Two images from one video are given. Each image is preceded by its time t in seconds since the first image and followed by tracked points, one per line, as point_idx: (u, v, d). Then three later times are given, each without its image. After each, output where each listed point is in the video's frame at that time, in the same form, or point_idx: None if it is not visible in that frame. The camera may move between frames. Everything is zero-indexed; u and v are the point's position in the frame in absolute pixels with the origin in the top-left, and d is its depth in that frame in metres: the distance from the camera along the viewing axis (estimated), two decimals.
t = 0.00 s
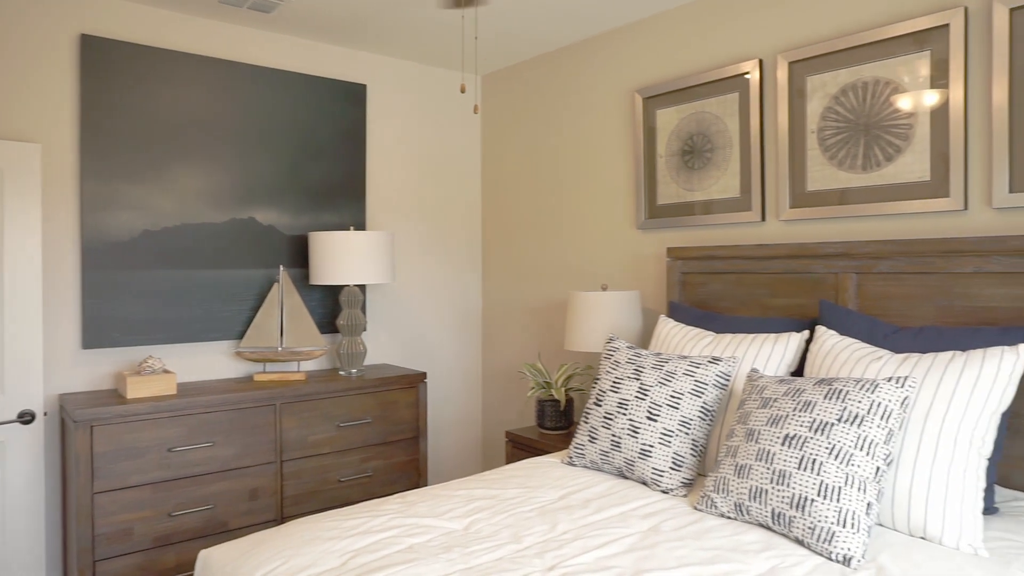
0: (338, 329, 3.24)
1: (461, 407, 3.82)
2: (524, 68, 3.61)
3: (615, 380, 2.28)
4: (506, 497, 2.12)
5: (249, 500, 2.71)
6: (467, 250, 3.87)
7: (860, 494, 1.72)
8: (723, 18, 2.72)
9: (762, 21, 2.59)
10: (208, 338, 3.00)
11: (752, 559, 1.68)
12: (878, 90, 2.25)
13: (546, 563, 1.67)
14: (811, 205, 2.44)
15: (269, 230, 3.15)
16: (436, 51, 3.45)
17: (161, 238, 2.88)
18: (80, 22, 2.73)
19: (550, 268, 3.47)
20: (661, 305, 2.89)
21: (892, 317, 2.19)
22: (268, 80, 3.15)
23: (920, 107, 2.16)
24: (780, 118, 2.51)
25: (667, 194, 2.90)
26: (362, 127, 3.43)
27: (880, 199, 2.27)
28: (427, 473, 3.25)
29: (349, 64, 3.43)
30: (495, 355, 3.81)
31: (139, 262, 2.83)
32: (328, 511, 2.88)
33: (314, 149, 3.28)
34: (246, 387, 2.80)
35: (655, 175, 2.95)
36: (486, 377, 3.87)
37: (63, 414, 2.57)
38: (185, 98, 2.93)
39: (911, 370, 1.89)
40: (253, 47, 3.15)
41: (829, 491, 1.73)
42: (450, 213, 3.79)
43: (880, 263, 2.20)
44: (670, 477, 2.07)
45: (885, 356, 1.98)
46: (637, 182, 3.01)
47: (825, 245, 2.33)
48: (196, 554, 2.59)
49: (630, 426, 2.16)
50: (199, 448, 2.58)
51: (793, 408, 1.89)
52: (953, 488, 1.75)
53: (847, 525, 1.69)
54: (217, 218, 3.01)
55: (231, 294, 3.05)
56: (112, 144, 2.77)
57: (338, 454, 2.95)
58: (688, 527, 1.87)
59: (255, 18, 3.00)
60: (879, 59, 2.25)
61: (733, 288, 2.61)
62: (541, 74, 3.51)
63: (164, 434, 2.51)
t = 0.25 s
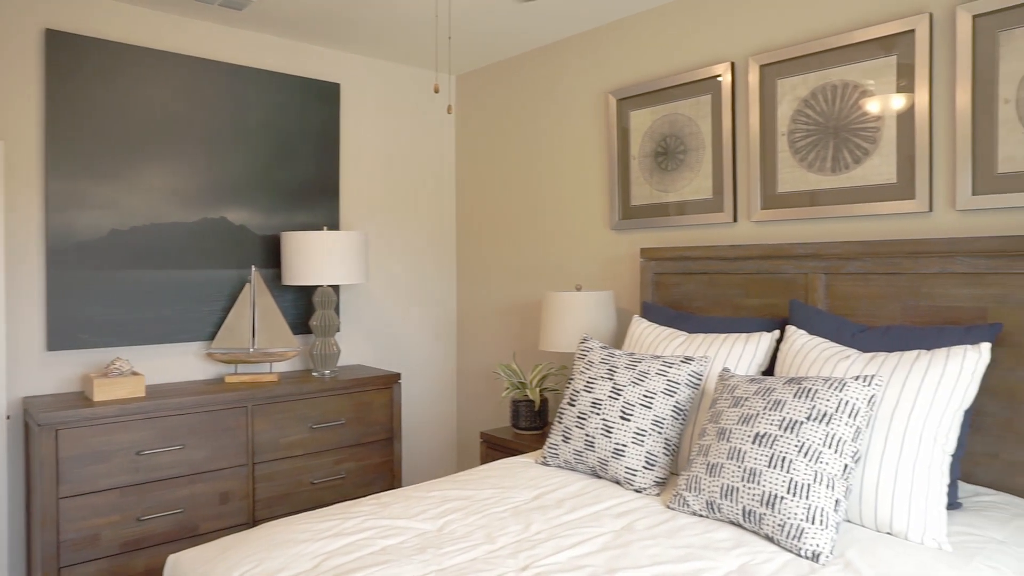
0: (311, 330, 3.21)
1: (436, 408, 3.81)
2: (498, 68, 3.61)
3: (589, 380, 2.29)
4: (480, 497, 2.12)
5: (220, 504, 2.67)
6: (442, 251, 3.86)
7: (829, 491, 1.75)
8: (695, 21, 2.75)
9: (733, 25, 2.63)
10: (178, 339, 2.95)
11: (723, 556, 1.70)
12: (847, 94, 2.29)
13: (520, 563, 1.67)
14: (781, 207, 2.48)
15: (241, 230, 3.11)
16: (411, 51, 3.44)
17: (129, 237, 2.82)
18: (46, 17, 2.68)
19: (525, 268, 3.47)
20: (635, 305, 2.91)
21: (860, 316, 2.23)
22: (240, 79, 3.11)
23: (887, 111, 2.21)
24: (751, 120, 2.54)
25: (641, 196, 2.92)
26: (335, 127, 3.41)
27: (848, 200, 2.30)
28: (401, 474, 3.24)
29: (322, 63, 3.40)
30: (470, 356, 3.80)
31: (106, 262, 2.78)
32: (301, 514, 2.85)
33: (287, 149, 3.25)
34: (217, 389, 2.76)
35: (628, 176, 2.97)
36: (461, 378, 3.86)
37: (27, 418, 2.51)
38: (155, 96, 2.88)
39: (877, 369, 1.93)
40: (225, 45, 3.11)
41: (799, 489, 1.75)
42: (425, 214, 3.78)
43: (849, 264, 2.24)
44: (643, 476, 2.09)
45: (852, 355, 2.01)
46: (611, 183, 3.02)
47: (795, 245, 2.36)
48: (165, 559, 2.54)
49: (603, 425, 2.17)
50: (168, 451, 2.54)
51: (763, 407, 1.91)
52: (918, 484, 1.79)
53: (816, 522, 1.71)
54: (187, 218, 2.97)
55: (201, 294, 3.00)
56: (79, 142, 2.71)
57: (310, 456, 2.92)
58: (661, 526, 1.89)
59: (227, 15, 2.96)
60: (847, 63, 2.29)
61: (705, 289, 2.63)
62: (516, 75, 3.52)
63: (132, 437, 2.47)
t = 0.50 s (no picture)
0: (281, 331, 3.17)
1: (409, 409, 3.79)
2: (470, 69, 3.61)
3: (560, 380, 2.29)
4: (451, 498, 2.11)
5: (187, 508, 2.63)
6: (414, 251, 3.85)
7: (795, 488, 1.78)
8: (666, 24, 2.77)
9: (703, 28, 2.65)
10: (144, 341, 2.90)
11: (693, 554, 1.71)
12: (813, 98, 2.33)
13: (491, 564, 1.67)
14: (750, 208, 2.51)
15: (209, 229, 3.07)
16: (383, 50, 3.42)
17: (93, 237, 2.77)
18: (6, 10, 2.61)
19: (498, 269, 3.47)
20: (606, 305, 2.93)
21: (826, 316, 2.27)
22: (209, 76, 3.06)
23: (852, 115, 2.25)
24: (721, 122, 2.57)
25: (612, 197, 2.94)
26: (306, 126, 3.37)
27: (815, 202, 2.34)
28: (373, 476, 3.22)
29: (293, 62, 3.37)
30: (442, 356, 3.79)
31: (70, 262, 2.71)
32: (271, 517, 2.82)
33: (257, 148, 3.21)
34: (185, 391, 2.72)
35: (600, 177, 2.99)
36: (433, 379, 3.85)
37: None
38: (120, 93, 2.83)
39: (842, 367, 1.96)
40: (193, 42, 3.06)
41: (766, 486, 1.78)
42: (397, 214, 3.76)
43: (815, 265, 2.28)
44: (614, 475, 2.10)
45: (818, 354, 2.04)
46: (583, 183, 3.04)
47: (763, 246, 2.40)
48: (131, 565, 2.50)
49: (574, 425, 2.18)
50: (134, 455, 2.49)
51: (732, 406, 1.93)
52: (881, 480, 1.82)
53: (783, 518, 1.74)
54: (154, 217, 2.91)
55: (168, 296, 2.95)
56: (41, 139, 2.65)
57: (280, 458, 2.89)
58: (631, 524, 1.90)
59: (194, 11, 2.92)
60: (814, 67, 2.33)
61: (676, 289, 2.66)
62: (488, 76, 3.51)
63: (96, 441, 2.41)
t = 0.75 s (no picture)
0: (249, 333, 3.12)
1: (379, 410, 3.77)
2: (441, 68, 3.59)
3: (530, 381, 2.29)
4: (421, 500, 2.10)
5: (152, 514, 2.58)
6: (385, 251, 3.82)
7: (761, 486, 1.80)
8: (636, 26, 2.79)
9: (672, 30, 2.67)
10: (106, 344, 2.83)
11: (661, 553, 1.72)
12: (780, 100, 2.37)
13: (460, 566, 1.66)
14: (719, 209, 2.53)
15: (175, 229, 3.01)
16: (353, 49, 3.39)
17: (53, 237, 2.69)
18: None
19: (469, 269, 3.46)
20: (577, 306, 2.94)
21: (792, 316, 2.30)
22: (174, 73, 3.01)
23: (819, 117, 2.28)
24: (689, 124, 2.60)
25: (583, 197, 2.95)
26: (274, 124, 3.33)
27: (781, 204, 2.38)
28: (343, 479, 3.19)
29: (261, 59, 3.32)
30: (413, 358, 3.77)
31: (28, 263, 2.64)
32: (238, 522, 2.78)
33: (224, 146, 3.16)
34: (150, 394, 2.66)
35: (571, 178, 2.99)
36: (404, 380, 3.82)
37: None
38: (82, 89, 2.76)
39: (808, 367, 1.99)
40: (158, 38, 3.00)
41: (733, 484, 1.80)
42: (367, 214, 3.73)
43: (782, 265, 2.31)
44: (584, 476, 2.10)
45: (784, 353, 2.07)
46: (553, 184, 3.05)
47: (731, 247, 2.42)
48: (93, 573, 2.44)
49: (545, 426, 2.18)
50: (96, 461, 2.43)
51: (700, 405, 1.95)
52: (845, 477, 1.85)
53: (749, 516, 1.76)
54: (116, 217, 2.85)
55: (132, 297, 2.89)
56: None
57: (248, 462, 2.85)
58: (601, 524, 1.91)
59: (159, 7, 2.86)
60: (781, 71, 2.36)
61: (645, 289, 2.68)
62: (459, 75, 3.50)
63: (57, 446, 2.35)
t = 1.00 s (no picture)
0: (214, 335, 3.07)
1: (349, 413, 3.73)
2: (410, 68, 3.57)
3: (499, 382, 2.29)
4: (389, 504, 2.08)
5: (113, 521, 2.51)
6: (354, 252, 3.79)
7: (727, 485, 1.81)
8: (604, 28, 2.80)
9: (641, 33, 2.69)
10: (66, 347, 2.76)
11: (629, 553, 1.73)
12: (746, 103, 2.39)
13: (428, 570, 1.65)
14: (686, 211, 2.56)
15: (137, 230, 2.95)
16: (322, 48, 3.35)
17: (10, 237, 2.62)
18: None
19: (439, 271, 3.44)
20: (546, 307, 2.94)
21: (758, 316, 2.33)
22: (137, 70, 2.94)
23: (784, 120, 2.32)
24: (657, 126, 2.62)
25: (552, 199, 2.96)
26: (241, 123, 3.28)
27: (747, 206, 2.41)
28: (311, 482, 3.16)
29: (228, 57, 3.27)
30: (383, 360, 3.74)
31: None
32: (203, 528, 2.73)
33: (188, 145, 3.10)
34: (111, 399, 2.60)
35: (541, 179, 3.00)
36: (374, 382, 3.79)
37: None
38: (40, 85, 2.68)
39: (772, 367, 2.02)
40: (121, 34, 2.93)
41: (700, 484, 1.81)
42: (336, 215, 3.70)
43: (748, 266, 2.34)
44: (553, 477, 2.11)
45: (750, 354, 2.09)
46: (523, 186, 3.05)
47: (698, 248, 2.45)
48: None
49: (513, 427, 2.18)
50: (55, 467, 2.36)
51: (667, 406, 1.96)
52: (809, 475, 1.88)
53: (716, 515, 1.77)
54: (76, 217, 2.78)
55: (93, 299, 2.82)
56: None
57: (213, 466, 2.80)
58: (569, 525, 1.91)
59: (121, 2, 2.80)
60: (746, 74, 2.39)
61: (614, 290, 2.69)
62: (429, 76, 3.48)
63: (13, 453, 2.28)
